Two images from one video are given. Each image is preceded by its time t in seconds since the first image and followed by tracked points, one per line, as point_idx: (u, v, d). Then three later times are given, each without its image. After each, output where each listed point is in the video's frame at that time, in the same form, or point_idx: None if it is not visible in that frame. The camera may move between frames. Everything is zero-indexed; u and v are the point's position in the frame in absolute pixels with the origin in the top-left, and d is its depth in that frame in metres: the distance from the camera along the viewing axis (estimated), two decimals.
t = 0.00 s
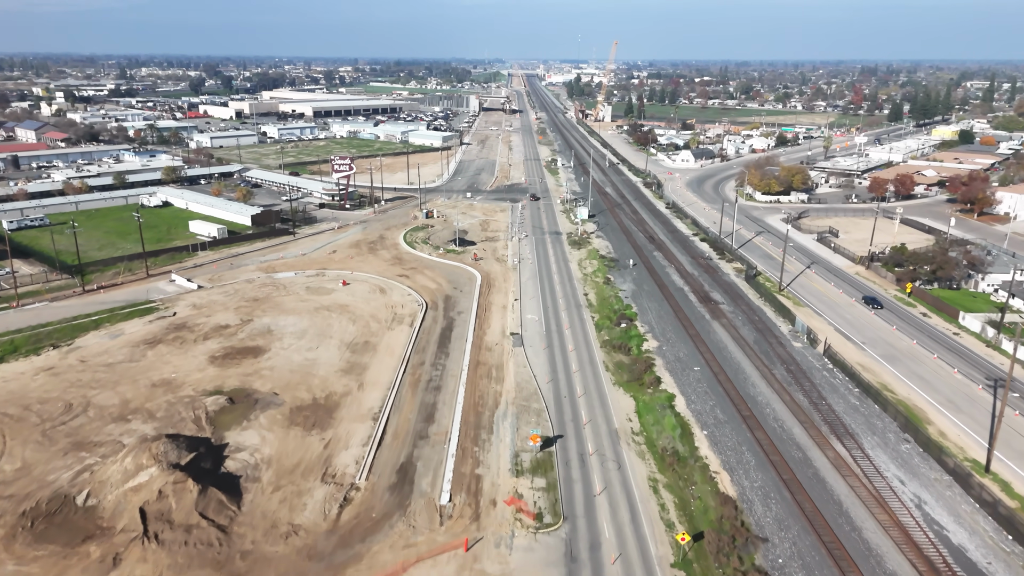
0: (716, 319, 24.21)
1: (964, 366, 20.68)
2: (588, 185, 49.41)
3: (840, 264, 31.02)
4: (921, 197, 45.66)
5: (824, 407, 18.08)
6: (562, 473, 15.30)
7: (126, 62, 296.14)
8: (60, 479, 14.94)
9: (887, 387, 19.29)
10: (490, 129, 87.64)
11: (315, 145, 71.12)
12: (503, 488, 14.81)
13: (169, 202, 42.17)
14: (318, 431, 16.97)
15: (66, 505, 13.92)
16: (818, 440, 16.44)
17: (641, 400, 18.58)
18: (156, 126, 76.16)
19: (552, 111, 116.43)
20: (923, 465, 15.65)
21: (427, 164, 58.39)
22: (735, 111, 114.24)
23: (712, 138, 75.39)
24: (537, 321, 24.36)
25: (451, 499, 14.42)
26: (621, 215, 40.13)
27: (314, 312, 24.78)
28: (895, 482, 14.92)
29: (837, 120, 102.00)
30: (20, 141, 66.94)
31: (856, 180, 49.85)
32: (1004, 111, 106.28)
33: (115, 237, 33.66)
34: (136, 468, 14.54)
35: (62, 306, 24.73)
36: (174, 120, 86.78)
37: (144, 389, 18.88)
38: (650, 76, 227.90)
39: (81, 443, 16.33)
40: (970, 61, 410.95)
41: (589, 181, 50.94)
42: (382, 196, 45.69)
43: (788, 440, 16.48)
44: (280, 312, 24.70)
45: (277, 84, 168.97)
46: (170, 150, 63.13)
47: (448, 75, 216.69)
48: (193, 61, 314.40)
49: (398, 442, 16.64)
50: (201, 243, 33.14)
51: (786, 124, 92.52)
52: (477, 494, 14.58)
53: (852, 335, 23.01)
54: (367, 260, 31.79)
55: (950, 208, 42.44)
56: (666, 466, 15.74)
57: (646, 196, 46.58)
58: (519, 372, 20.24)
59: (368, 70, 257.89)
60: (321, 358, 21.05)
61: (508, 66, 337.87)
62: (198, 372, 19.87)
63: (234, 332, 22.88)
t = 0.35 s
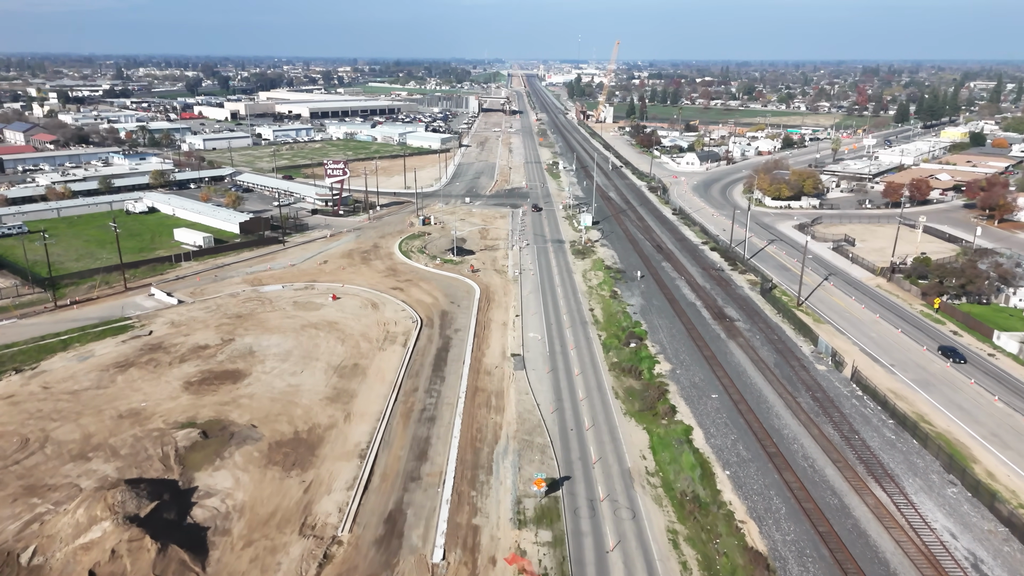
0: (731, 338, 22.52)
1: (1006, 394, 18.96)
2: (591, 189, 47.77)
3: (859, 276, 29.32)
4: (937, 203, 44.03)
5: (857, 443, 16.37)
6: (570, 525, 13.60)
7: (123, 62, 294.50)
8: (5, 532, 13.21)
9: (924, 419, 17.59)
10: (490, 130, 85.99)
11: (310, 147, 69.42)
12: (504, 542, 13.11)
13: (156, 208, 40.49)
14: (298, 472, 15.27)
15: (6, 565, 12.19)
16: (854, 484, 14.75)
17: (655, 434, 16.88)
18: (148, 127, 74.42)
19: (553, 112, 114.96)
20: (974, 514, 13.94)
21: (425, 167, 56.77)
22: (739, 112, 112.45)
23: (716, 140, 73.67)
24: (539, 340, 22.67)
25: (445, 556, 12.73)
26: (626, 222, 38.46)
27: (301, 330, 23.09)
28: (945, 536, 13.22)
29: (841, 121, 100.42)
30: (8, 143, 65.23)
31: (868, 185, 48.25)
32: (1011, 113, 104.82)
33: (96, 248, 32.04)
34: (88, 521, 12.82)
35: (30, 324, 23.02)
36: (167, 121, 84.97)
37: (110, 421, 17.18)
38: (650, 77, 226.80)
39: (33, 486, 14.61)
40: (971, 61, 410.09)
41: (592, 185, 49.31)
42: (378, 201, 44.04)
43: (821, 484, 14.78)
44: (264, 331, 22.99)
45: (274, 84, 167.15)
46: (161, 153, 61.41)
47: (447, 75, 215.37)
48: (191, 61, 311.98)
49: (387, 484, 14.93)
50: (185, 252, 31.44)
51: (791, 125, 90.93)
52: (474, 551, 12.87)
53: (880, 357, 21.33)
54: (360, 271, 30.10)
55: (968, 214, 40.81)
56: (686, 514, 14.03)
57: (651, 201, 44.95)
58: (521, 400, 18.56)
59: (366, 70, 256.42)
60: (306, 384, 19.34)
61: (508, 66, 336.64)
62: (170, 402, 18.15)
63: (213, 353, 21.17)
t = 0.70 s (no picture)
0: (742, 341, 21.75)
1: None
2: (593, 188, 47.00)
3: (871, 275, 28.51)
4: (947, 199, 43.15)
5: (877, 451, 15.58)
6: (577, 542, 12.88)
7: (124, 62, 294.64)
8: None
9: (946, 426, 16.82)
10: (492, 128, 85.21)
11: (310, 147, 68.71)
12: (508, 562, 12.39)
13: (152, 210, 39.91)
14: (292, 486, 14.58)
15: None
16: (876, 497, 13.98)
17: (665, 444, 16.15)
18: (146, 128, 73.86)
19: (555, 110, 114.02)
20: (1005, 528, 13.14)
21: (425, 167, 56.08)
22: (742, 108, 111.61)
23: (720, 136, 72.84)
24: (544, 344, 21.95)
25: None
26: (630, 221, 37.67)
27: (297, 335, 22.41)
28: (975, 553, 12.43)
29: (846, 117, 99.34)
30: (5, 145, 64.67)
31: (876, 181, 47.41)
32: (1018, 107, 103.59)
33: (90, 252, 31.47)
34: (70, 543, 12.14)
35: (20, 330, 22.40)
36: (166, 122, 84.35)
37: (97, 433, 16.51)
38: (652, 74, 225.60)
39: (14, 504, 13.92)
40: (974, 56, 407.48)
41: (595, 183, 48.54)
42: (378, 201, 43.35)
43: (841, 497, 14.01)
44: (259, 336, 22.32)
45: (274, 84, 166.58)
46: (159, 154, 60.83)
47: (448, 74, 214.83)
48: (191, 62, 311.65)
49: (385, 500, 14.22)
50: (181, 255, 30.81)
51: (795, 121, 89.87)
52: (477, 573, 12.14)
53: (897, 361, 20.56)
54: (359, 273, 29.40)
55: (979, 210, 39.95)
56: (699, 529, 13.27)
57: (655, 199, 44.14)
58: (525, 407, 17.85)
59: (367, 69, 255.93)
60: (301, 392, 18.65)
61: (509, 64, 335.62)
62: (161, 412, 17.48)
63: (207, 360, 20.49)
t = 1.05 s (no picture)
0: (751, 352, 21.00)
1: None
2: (595, 190, 46.23)
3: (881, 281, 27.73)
4: (955, 201, 42.35)
5: (896, 472, 14.83)
6: (582, 572, 12.14)
7: (123, 62, 294.04)
8: None
9: (967, 444, 16.05)
10: (492, 129, 84.39)
11: (308, 148, 67.90)
12: None
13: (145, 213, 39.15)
14: (280, 510, 13.81)
15: None
16: (898, 522, 13.23)
17: (673, 463, 15.41)
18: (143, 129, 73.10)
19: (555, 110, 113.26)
20: None
21: (424, 168, 55.31)
22: (744, 108, 110.77)
23: (722, 137, 72.04)
24: (545, 355, 21.18)
25: None
26: (633, 224, 36.91)
27: (289, 345, 21.63)
28: None
29: (849, 117, 98.56)
30: None
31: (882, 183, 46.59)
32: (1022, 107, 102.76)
33: (80, 257, 30.72)
34: None
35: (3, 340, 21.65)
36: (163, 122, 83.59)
37: (78, 452, 15.76)
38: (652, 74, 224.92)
39: None
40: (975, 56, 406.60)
41: (597, 185, 47.77)
42: (375, 203, 42.58)
43: (860, 523, 13.26)
44: (251, 346, 21.54)
45: (273, 83, 165.80)
46: (155, 155, 60.08)
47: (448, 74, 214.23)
48: (191, 62, 311.08)
49: (378, 525, 13.45)
50: (173, 260, 30.04)
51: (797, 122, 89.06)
52: None
53: (912, 372, 19.80)
54: (355, 278, 28.61)
55: (989, 213, 39.13)
56: (711, 557, 12.52)
57: (658, 201, 43.38)
58: (525, 423, 17.09)
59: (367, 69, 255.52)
60: (293, 407, 17.88)
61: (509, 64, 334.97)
62: (145, 429, 16.70)
63: (195, 372, 19.73)
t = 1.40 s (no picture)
0: (768, 372, 19.66)
1: None
2: (598, 195, 44.87)
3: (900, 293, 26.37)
4: (970, 206, 41.02)
5: (935, 514, 13.47)
6: None
7: (122, 62, 292.85)
8: None
9: (1009, 480, 14.71)
10: (492, 130, 83.01)
11: (304, 150, 66.55)
12: None
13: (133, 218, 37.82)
14: (256, 559, 12.47)
15: None
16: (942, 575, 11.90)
17: (689, 502, 14.06)
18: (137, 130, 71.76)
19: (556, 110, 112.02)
20: None
21: (422, 171, 54.00)
22: (747, 109, 109.47)
23: (726, 139, 70.74)
24: (548, 375, 19.82)
25: None
26: (638, 231, 35.57)
27: (276, 365, 20.28)
28: None
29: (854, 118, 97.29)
30: None
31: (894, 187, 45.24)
32: None
33: (61, 266, 29.37)
34: None
35: None
36: (158, 124, 82.26)
37: (38, 489, 14.41)
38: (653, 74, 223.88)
39: None
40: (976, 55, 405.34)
41: (599, 189, 46.44)
42: (371, 208, 41.26)
43: None
44: (234, 366, 20.20)
45: (271, 83, 164.48)
46: (147, 158, 58.75)
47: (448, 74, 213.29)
48: (190, 62, 310.33)
49: None
50: (158, 270, 28.69)
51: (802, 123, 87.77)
52: None
53: (942, 395, 18.45)
54: (348, 289, 27.27)
55: (1006, 218, 37.83)
56: None
57: (663, 206, 42.07)
58: (527, 455, 15.75)
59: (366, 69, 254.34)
60: (276, 436, 16.53)
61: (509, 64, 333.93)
62: (113, 462, 15.36)
63: (173, 396, 18.38)
